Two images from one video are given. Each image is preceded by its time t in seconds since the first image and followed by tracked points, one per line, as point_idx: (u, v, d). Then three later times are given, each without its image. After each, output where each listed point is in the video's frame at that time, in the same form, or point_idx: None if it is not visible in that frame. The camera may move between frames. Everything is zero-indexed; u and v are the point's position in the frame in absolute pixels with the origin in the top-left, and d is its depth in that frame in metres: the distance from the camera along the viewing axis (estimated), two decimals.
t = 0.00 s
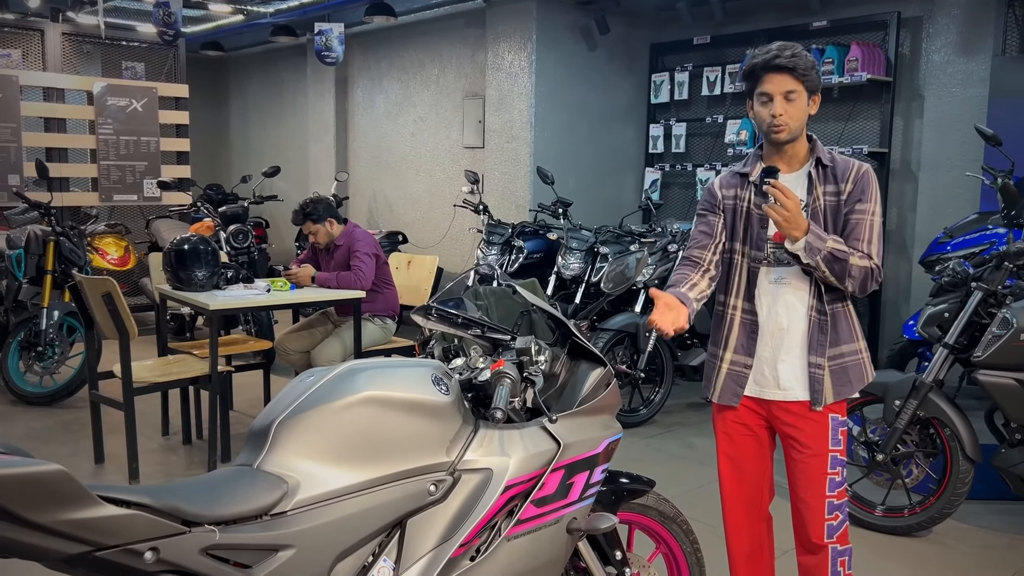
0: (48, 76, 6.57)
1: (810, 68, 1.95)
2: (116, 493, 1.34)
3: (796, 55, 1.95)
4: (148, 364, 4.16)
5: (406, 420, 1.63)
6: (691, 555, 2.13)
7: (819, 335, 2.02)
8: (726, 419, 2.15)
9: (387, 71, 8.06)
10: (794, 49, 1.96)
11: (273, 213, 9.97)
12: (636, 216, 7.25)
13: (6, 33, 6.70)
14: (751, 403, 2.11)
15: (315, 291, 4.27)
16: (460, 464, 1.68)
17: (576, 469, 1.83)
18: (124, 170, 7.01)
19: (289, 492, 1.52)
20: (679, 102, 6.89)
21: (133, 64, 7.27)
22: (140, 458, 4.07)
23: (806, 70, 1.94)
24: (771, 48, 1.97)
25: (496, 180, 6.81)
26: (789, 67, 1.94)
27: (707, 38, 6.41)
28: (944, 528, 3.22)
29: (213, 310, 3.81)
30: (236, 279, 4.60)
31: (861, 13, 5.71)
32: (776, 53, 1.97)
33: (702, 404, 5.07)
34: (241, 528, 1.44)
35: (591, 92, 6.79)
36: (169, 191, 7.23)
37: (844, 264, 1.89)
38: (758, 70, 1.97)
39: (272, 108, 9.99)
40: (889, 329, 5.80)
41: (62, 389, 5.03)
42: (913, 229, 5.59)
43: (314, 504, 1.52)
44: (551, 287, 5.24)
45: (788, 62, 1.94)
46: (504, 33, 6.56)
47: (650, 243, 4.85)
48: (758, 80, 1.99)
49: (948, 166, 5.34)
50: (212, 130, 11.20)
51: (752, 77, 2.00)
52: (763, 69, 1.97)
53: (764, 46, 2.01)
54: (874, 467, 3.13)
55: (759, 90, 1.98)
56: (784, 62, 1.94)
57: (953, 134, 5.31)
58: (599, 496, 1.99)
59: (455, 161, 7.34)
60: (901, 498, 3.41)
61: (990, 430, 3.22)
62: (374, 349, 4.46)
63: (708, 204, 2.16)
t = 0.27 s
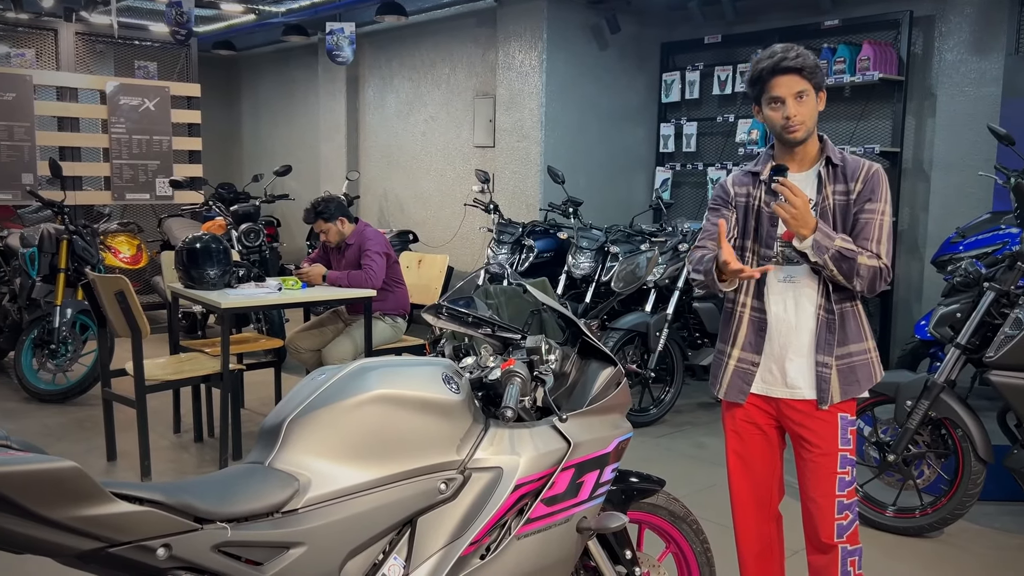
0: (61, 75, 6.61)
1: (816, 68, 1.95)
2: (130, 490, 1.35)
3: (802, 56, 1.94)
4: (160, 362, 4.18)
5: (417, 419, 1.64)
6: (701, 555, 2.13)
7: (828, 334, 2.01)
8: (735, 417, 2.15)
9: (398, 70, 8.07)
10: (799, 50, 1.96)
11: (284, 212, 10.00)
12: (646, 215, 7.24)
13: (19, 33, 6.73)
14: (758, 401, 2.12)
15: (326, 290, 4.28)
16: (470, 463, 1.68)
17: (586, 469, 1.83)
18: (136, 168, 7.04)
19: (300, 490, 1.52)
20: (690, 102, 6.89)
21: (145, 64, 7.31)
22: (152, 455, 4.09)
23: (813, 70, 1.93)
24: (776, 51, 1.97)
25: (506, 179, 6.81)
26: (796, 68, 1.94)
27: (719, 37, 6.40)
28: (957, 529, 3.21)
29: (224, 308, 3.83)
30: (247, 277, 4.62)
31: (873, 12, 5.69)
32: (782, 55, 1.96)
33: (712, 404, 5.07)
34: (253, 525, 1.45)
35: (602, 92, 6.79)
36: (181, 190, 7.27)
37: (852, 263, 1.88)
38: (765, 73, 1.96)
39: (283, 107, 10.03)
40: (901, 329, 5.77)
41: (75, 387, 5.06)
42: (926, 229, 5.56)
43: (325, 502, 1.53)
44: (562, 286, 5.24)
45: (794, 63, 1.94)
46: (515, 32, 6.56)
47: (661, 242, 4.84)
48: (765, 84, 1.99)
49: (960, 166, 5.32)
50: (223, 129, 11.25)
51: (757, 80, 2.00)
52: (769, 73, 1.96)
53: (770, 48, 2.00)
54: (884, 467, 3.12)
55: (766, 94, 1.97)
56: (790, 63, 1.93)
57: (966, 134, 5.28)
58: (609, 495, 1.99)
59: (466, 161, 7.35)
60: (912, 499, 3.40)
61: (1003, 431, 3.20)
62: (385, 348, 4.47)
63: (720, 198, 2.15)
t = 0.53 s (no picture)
0: (71, 76, 6.65)
1: (828, 77, 1.95)
2: (133, 491, 1.37)
3: (815, 63, 1.94)
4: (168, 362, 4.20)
5: (419, 420, 1.65)
6: (705, 556, 2.13)
7: (835, 337, 2.01)
8: (740, 420, 2.14)
9: (405, 71, 8.09)
10: (815, 57, 1.95)
11: (292, 212, 10.04)
12: (653, 216, 7.24)
13: (31, 33, 6.73)
14: (766, 405, 2.11)
15: (332, 290, 4.30)
16: (472, 464, 1.69)
17: (588, 470, 1.83)
18: (146, 169, 7.08)
19: (302, 491, 1.53)
20: (698, 102, 6.88)
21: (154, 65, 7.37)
22: (160, 454, 4.12)
23: (825, 81, 1.93)
24: (792, 56, 1.96)
25: (514, 180, 6.81)
26: (809, 77, 1.93)
27: (727, 37, 6.38)
28: (963, 532, 3.20)
29: (232, 309, 3.84)
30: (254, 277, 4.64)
31: (882, 12, 5.67)
32: (798, 61, 1.95)
33: (718, 405, 5.06)
34: (255, 525, 1.46)
35: (610, 93, 6.79)
36: (189, 190, 7.30)
37: (859, 267, 1.88)
38: (777, 78, 1.96)
39: (292, 108, 10.06)
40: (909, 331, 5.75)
41: (84, 386, 5.09)
42: (934, 230, 5.54)
43: (327, 503, 1.54)
44: (568, 287, 5.24)
45: (808, 72, 1.94)
46: (523, 33, 6.56)
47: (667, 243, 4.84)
48: (774, 88, 1.98)
49: (969, 167, 5.30)
50: (233, 129, 11.30)
51: (769, 84, 1.99)
52: (783, 79, 1.96)
53: (783, 52, 1.99)
54: (891, 470, 3.11)
55: (775, 99, 1.96)
56: (806, 71, 1.93)
57: (975, 135, 5.26)
58: (612, 497, 1.99)
59: (473, 161, 7.36)
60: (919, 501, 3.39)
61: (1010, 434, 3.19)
62: (391, 348, 4.48)
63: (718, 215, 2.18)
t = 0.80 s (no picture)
0: (83, 79, 6.72)
1: (807, 74, 1.95)
2: (129, 487, 1.38)
3: (794, 64, 1.95)
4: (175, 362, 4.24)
5: (413, 419, 1.67)
6: (699, 556, 2.14)
7: (822, 338, 2.02)
8: (732, 419, 2.16)
9: (413, 73, 8.13)
10: (792, 58, 1.96)
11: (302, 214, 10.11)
12: (660, 218, 7.24)
13: (43, 37, 6.80)
14: (756, 405, 2.12)
15: (338, 291, 4.33)
16: (465, 463, 1.71)
17: (581, 470, 1.85)
18: (156, 171, 7.14)
19: (297, 488, 1.56)
20: (705, 104, 6.89)
21: (164, 67, 7.49)
22: (167, 453, 4.16)
23: (803, 78, 1.94)
24: (768, 60, 1.98)
25: (520, 182, 6.83)
26: (786, 77, 1.94)
27: (733, 39, 6.39)
28: (965, 534, 3.19)
29: (237, 310, 3.88)
30: (261, 278, 4.68)
31: (888, 14, 5.66)
32: (773, 64, 1.97)
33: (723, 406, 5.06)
34: (250, 522, 1.49)
35: (616, 95, 6.80)
36: (199, 192, 7.36)
37: (847, 270, 1.90)
38: (757, 82, 1.98)
39: (301, 110, 10.12)
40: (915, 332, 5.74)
41: (94, 386, 5.14)
42: (940, 232, 5.52)
43: (321, 500, 1.56)
44: (572, 289, 5.25)
45: (785, 72, 1.95)
46: (529, 35, 6.58)
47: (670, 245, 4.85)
48: (757, 92, 2.00)
49: (975, 168, 5.28)
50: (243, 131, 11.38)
51: (751, 89, 2.01)
52: (761, 81, 1.97)
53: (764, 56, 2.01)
54: (892, 471, 3.12)
55: (759, 103, 1.99)
56: (781, 72, 1.95)
57: (980, 136, 5.25)
58: (607, 496, 2.00)
59: (480, 163, 7.39)
60: (920, 502, 3.39)
61: (1011, 436, 3.18)
62: (396, 349, 4.51)
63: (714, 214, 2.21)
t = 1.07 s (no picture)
0: (90, 80, 6.79)
1: (784, 81, 1.96)
2: (117, 478, 1.41)
3: (772, 70, 1.96)
4: (179, 360, 4.29)
5: (399, 415, 1.70)
6: (686, 551, 2.17)
7: (804, 336, 2.05)
8: (719, 414, 2.19)
9: (418, 74, 8.17)
10: (771, 63, 1.98)
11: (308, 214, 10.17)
12: (663, 217, 7.26)
13: (51, 38, 6.86)
14: (740, 400, 2.15)
15: (339, 290, 4.37)
16: (450, 458, 1.74)
17: (566, 465, 1.88)
18: (163, 171, 7.20)
19: (283, 482, 1.59)
20: (708, 104, 6.90)
21: (172, 69, 7.58)
22: (171, 450, 4.21)
23: (780, 84, 1.95)
24: (747, 65, 1.99)
25: (524, 182, 6.86)
26: (762, 85, 1.96)
27: (736, 39, 6.40)
28: (959, 533, 3.20)
29: (239, 308, 3.93)
30: (264, 278, 4.73)
31: (890, 14, 5.66)
32: (748, 71, 1.99)
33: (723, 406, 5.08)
34: (236, 514, 1.52)
35: (619, 95, 6.82)
36: (205, 192, 7.42)
37: (826, 269, 1.92)
38: (736, 88, 2.00)
39: (308, 110, 10.18)
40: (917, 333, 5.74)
41: (99, 384, 5.19)
42: (942, 232, 5.53)
43: (307, 493, 1.60)
44: (573, 288, 5.28)
45: (761, 79, 1.96)
46: (532, 36, 6.61)
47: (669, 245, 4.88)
48: (738, 97, 2.03)
49: (976, 168, 5.28)
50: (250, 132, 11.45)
51: (731, 94, 2.04)
52: (738, 89, 2.00)
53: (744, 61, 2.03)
54: (886, 470, 3.13)
55: (739, 109, 2.02)
56: (754, 82, 1.96)
57: (982, 137, 5.25)
58: (594, 492, 2.01)
59: (484, 163, 7.43)
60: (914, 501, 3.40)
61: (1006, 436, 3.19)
62: (397, 348, 4.55)
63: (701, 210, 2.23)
